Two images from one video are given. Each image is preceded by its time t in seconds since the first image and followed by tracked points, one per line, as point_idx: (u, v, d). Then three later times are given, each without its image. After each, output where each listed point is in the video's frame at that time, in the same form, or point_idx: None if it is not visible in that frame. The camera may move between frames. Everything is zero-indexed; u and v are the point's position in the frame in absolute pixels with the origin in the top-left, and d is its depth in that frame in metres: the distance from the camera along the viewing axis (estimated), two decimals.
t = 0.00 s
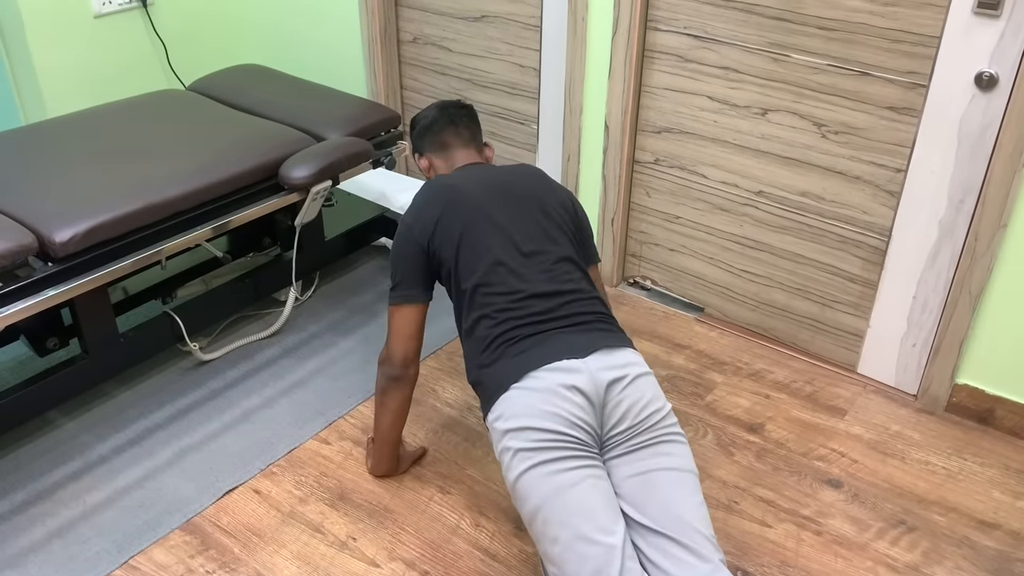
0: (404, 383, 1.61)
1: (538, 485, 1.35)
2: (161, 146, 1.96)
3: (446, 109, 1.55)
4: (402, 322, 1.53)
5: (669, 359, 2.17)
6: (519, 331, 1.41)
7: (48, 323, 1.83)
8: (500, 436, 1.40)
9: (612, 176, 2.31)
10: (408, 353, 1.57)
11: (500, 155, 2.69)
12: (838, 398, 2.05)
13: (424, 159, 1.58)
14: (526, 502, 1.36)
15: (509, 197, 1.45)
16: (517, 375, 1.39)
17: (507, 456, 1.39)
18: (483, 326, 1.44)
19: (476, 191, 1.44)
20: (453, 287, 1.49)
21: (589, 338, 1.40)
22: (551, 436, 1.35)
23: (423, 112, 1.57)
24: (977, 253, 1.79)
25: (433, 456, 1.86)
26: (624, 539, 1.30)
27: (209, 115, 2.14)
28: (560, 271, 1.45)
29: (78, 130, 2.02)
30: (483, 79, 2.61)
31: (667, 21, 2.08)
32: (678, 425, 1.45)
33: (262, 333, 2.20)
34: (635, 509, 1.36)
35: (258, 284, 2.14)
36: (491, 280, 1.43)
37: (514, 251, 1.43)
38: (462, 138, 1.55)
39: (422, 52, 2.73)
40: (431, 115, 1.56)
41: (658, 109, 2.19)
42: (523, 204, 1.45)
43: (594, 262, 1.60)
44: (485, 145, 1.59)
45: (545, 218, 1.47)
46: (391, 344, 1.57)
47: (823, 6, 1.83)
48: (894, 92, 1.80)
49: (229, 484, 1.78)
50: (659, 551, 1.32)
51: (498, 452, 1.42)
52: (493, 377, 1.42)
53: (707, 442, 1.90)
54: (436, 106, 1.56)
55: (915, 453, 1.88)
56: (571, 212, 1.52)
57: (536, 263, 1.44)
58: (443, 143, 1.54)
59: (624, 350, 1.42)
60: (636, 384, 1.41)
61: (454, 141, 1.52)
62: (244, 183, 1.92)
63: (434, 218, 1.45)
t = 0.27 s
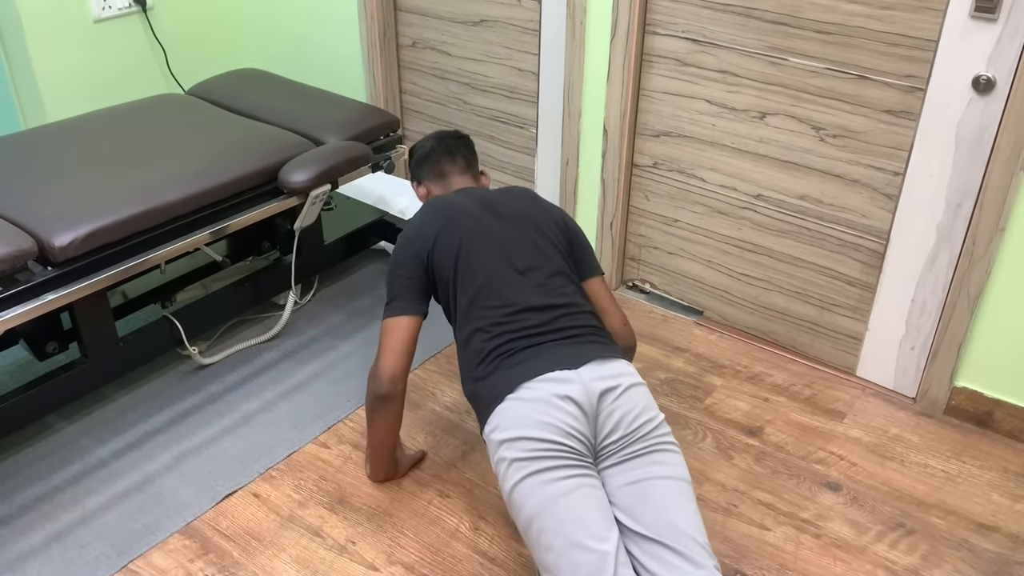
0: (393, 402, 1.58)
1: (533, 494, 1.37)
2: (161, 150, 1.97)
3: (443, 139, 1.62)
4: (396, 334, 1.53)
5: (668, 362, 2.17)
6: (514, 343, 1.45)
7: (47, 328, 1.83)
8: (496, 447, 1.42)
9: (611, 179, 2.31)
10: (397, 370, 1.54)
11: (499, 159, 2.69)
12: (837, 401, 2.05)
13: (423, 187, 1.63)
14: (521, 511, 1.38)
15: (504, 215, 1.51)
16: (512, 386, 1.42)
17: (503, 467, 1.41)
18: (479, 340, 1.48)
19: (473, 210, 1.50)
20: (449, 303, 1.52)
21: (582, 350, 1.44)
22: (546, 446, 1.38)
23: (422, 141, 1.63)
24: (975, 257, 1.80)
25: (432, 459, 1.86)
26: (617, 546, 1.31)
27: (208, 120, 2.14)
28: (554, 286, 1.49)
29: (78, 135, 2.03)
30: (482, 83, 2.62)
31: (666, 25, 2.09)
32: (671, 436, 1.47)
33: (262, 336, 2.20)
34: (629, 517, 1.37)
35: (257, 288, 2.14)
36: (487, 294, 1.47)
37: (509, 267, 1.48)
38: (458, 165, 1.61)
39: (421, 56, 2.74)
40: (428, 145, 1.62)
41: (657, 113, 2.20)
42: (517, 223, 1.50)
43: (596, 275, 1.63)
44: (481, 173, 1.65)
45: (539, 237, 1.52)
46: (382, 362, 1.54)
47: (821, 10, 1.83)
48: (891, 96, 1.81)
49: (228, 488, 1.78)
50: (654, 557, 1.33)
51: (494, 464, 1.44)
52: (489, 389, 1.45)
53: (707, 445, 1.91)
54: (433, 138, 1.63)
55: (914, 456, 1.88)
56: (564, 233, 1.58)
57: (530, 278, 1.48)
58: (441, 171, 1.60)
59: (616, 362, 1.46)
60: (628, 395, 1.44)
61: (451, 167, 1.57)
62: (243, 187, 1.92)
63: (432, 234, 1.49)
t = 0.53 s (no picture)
0: (384, 421, 1.58)
1: (529, 510, 1.37)
2: (160, 155, 1.97)
3: (439, 190, 1.69)
4: (392, 354, 1.55)
5: (667, 365, 2.17)
6: (508, 368, 1.47)
7: (46, 332, 1.83)
8: (492, 466, 1.43)
9: (609, 182, 2.32)
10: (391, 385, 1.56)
11: (497, 162, 2.69)
12: (835, 403, 2.05)
13: (420, 236, 1.69)
14: (518, 528, 1.39)
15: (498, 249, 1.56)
16: (506, 409, 1.44)
17: (499, 485, 1.42)
18: (475, 366, 1.50)
19: (468, 246, 1.56)
20: (447, 335, 1.56)
21: (574, 373, 1.46)
22: (541, 463, 1.39)
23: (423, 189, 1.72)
24: (973, 259, 1.80)
25: (431, 463, 1.86)
26: (612, 559, 1.32)
27: (207, 124, 2.14)
28: (547, 314, 1.52)
29: (77, 139, 2.03)
30: (481, 87, 2.62)
31: (663, 28, 2.09)
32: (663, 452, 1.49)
33: (260, 340, 2.20)
34: (624, 531, 1.38)
35: (256, 292, 2.14)
36: (481, 322, 1.50)
37: (502, 296, 1.51)
38: (455, 216, 1.68)
39: (420, 60, 2.74)
40: (425, 197, 1.69)
41: (655, 116, 2.20)
42: (510, 255, 1.55)
43: (599, 294, 1.66)
44: (476, 223, 1.72)
45: (532, 269, 1.56)
46: (374, 381, 1.56)
47: (818, 14, 1.83)
48: (889, 98, 1.81)
49: (227, 492, 1.78)
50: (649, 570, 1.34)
51: (490, 483, 1.45)
52: (486, 412, 1.47)
53: (706, 448, 1.91)
54: (430, 189, 1.70)
55: (913, 459, 1.88)
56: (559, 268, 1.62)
57: (523, 307, 1.52)
58: (438, 221, 1.67)
59: (609, 383, 1.48)
60: (621, 413, 1.46)
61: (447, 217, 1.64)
62: (242, 191, 1.93)
63: (429, 269, 1.56)
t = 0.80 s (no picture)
0: (375, 425, 1.61)
1: (523, 524, 1.38)
2: (157, 156, 1.97)
3: (435, 237, 1.77)
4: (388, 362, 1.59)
5: (665, 366, 2.17)
6: (501, 392, 1.53)
7: (44, 334, 1.83)
8: (488, 485, 1.45)
9: (607, 183, 2.31)
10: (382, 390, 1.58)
11: (496, 163, 2.69)
12: (834, 403, 2.05)
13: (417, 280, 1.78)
14: (513, 543, 1.39)
15: (491, 288, 1.65)
16: (499, 430, 1.49)
17: (494, 502, 1.43)
18: (469, 393, 1.56)
19: (461, 286, 1.65)
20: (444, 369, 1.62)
21: (564, 394, 1.52)
22: (534, 477, 1.41)
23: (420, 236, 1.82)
24: (971, 258, 1.80)
25: (430, 464, 1.85)
26: (606, 569, 1.31)
27: (205, 125, 2.14)
28: (538, 343, 1.59)
29: (75, 141, 2.03)
30: (479, 88, 2.62)
31: (661, 28, 2.09)
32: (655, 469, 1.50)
33: (258, 341, 2.20)
34: (618, 544, 1.38)
35: (253, 293, 2.14)
36: (475, 351, 1.57)
37: (495, 328, 1.59)
38: (450, 261, 1.76)
39: (418, 61, 2.74)
40: (423, 243, 1.77)
41: (653, 116, 2.20)
42: (502, 293, 1.65)
43: (587, 306, 1.74)
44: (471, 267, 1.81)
45: (523, 306, 1.65)
46: (366, 386, 1.59)
47: (816, 13, 1.83)
48: (887, 98, 1.81)
49: (225, 493, 1.78)
50: None
51: (486, 502, 1.46)
52: (480, 435, 1.51)
53: (704, 448, 1.90)
54: (428, 236, 1.79)
55: (912, 458, 1.88)
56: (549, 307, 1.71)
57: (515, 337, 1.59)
58: (435, 267, 1.75)
59: (599, 404, 1.52)
60: (611, 431, 1.48)
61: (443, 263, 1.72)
62: (239, 192, 1.92)
63: (424, 307, 1.64)
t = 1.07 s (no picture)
0: (373, 418, 1.60)
1: (517, 533, 1.38)
2: (154, 155, 1.96)
3: (433, 261, 1.78)
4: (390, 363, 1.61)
5: (663, 363, 2.17)
6: (494, 405, 1.54)
7: (40, 333, 1.82)
8: (481, 496, 1.45)
9: (604, 180, 2.31)
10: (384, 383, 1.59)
11: (493, 161, 2.69)
12: (833, 400, 2.05)
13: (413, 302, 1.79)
14: (507, 552, 1.39)
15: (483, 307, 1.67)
16: (492, 441, 1.49)
17: (488, 513, 1.44)
18: (463, 408, 1.57)
19: (454, 305, 1.68)
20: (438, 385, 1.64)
21: (556, 406, 1.53)
22: (525, 486, 1.41)
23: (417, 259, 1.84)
24: (969, 254, 1.80)
25: (428, 462, 1.85)
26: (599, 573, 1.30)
27: (202, 124, 2.14)
28: (530, 358, 1.61)
29: (72, 140, 2.02)
30: (476, 85, 2.62)
31: (658, 26, 2.09)
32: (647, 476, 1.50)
33: (256, 340, 2.20)
34: (611, 549, 1.37)
35: (251, 292, 2.14)
36: (467, 366, 1.59)
37: (487, 344, 1.61)
38: (445, 284, 1.77)
39: (414, 59, 2.73)
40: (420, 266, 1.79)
41: (650, 113, 2.20)
42: (494, 311, 1.67)
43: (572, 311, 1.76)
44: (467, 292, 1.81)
45: (515, 322, 1.67)
46: (365, 379, 1.59)
47: (813, 10, 1.83)
48: (884, 94, 1.81)
49: (223, 492, 1.77)
50: None
51: (481, 514, 1.46)
52: (474, 447, 1.51)
53: (702, 445, 1.90)
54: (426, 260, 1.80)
55: (910, 455, 1.88)
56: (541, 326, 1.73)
57: (507, 352, 1.60)
58: (430, 290, 1.76)
59: (589, 414, 1.53)
60: (602, 439, 1.49)
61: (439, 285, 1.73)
62: (236, 191, 1.92)
63: (418, 326, 1.66)
